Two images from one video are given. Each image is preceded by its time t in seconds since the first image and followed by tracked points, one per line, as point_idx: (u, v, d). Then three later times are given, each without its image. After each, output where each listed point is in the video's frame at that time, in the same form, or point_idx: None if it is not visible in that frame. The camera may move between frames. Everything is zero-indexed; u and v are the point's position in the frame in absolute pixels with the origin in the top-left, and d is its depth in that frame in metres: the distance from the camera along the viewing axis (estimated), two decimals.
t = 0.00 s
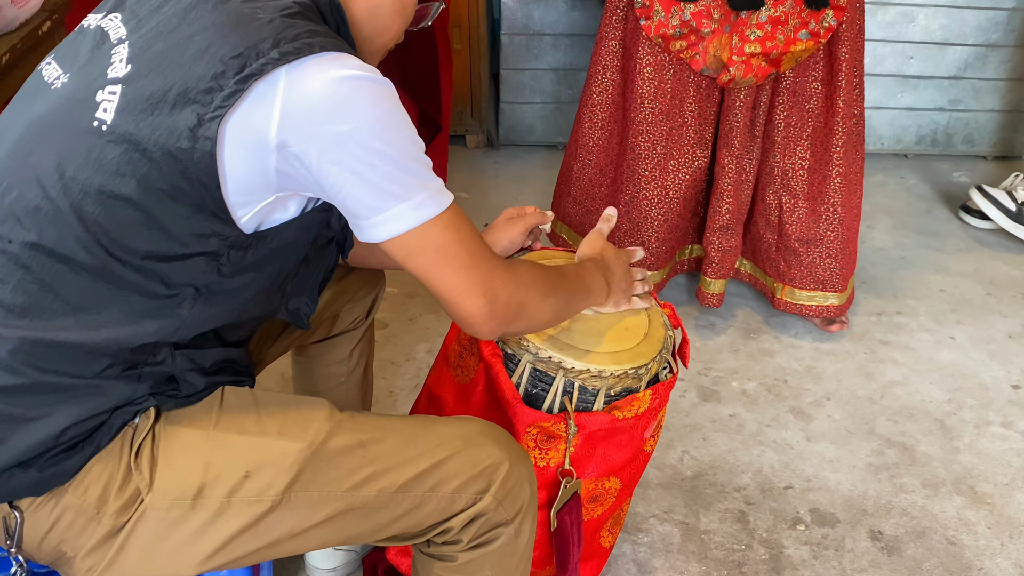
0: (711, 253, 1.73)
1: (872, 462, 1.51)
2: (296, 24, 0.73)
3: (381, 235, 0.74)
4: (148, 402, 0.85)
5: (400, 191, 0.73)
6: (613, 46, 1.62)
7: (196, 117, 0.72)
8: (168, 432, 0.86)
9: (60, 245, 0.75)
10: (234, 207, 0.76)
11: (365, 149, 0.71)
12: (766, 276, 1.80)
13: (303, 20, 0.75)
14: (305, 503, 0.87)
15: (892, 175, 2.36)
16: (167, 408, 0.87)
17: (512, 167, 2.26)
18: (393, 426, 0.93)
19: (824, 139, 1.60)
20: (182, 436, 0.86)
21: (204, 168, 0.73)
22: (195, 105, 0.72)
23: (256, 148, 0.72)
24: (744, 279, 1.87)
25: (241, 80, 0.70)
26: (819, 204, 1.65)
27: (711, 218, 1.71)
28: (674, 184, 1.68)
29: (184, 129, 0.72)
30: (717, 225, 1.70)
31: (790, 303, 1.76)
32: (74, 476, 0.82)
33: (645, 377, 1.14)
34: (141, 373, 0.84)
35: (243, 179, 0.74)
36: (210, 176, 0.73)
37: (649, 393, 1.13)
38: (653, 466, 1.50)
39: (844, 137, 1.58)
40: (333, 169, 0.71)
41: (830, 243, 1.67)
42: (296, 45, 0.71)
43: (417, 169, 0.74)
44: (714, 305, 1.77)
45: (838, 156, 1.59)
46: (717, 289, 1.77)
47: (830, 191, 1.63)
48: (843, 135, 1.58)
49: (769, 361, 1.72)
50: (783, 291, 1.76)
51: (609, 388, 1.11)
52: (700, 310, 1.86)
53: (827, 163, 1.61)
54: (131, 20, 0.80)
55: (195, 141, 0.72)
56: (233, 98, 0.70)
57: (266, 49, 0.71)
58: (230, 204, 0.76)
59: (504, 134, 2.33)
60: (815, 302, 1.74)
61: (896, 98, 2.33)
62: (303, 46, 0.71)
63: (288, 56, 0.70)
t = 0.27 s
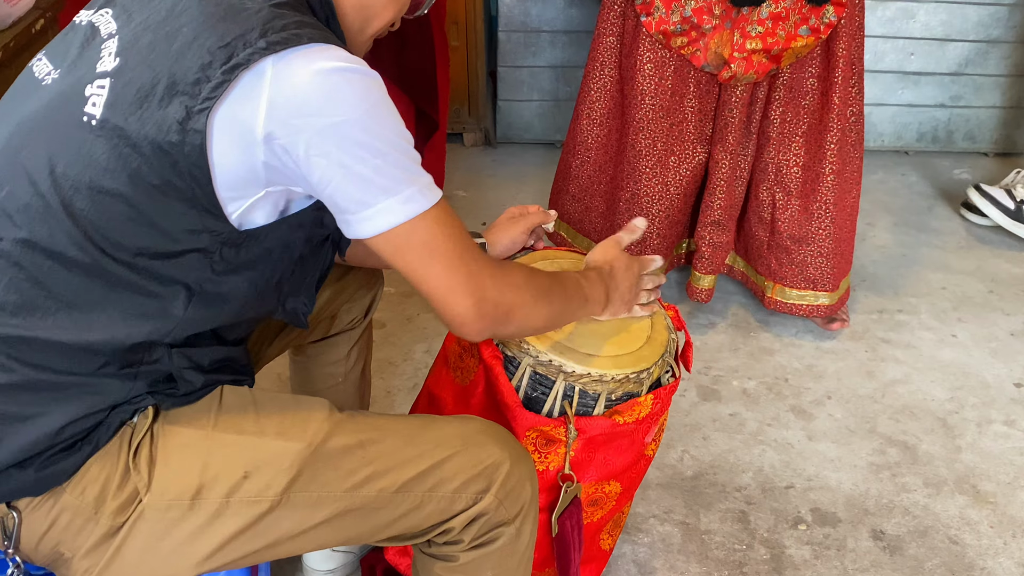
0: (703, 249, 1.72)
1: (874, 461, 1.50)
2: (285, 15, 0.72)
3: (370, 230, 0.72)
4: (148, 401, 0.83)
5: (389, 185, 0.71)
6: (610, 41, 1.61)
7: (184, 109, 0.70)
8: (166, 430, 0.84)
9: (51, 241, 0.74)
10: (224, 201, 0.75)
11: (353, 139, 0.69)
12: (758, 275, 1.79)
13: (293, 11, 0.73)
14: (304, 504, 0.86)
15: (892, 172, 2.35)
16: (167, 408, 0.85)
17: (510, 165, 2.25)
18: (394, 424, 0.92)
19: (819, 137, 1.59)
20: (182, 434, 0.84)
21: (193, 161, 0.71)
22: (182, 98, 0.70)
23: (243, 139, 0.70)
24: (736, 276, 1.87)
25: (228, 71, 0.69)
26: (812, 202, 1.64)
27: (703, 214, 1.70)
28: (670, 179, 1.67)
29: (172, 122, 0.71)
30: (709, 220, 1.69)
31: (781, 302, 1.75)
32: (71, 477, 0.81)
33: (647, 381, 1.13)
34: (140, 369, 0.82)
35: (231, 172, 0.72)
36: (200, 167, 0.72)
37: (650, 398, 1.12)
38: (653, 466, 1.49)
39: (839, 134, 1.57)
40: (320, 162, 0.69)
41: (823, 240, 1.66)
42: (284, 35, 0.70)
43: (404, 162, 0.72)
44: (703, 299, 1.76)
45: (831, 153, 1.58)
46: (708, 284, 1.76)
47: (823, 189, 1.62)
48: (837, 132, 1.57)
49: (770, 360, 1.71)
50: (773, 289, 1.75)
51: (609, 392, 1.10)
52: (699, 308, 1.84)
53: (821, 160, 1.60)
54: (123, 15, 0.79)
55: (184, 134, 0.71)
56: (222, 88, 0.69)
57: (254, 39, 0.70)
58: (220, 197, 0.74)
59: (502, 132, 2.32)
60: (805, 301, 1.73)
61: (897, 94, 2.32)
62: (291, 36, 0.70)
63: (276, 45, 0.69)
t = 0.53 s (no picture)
0: (712, 252, 1.71)
1: (874, 461, 1.49)
2: (247, 25, 0.71)
3: (267, 273, 0.70)
4: (134, 402, 0.84)
5: (302, 231, 0.70)
6: (609, 44, 1.60)
7: (138, 119, 0.70)
8: (154, 432, 0.85)
9: (12, 247, 0.75)
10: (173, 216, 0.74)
11: (278, 171, 0.67)
12: (765, 273, 1.79)
13: (257, 20, 0.72)
14: (295, 507, 0.85)
15: (891, 171, 2.34)
16: (154, 409, 0.86)
17: (506, 166, 2.24)
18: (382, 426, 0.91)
19: (825, 134, 1.59)
20: (172, 436, 0.85)
21: (146, 175, 0.71)
22: (137, 109, 0.70)
23: (181, 140, 0.69)
24: (741, 277, 1.86)
25: (179, 78, 0.68)
26: (820, 200, 1.64)
27: (711, 216, 1.69)
28: (674, 181, 1.66)
29: (126, 134, 0.70)
30: (719, 223, 1.68)
31: (792, 300, 1.75)
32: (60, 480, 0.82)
33: (645, 387, 1.11)
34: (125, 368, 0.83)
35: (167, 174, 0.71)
36: (151, 182, 0.71)
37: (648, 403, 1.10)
38: (652, 467, 1.48)
39: (845, 130, 1.57)
40: (245, 189, 0.68)
41: (831, 238, 1.66)
42: (243, 46, 0.69)
43: (325, 209, 0.70)
44: (715, 303, 1.75)
45: (839, 149, 1.58)
46: (718, 288, 1.75)
47: (831, 185, 1.62)
48: (843, 127, 1.57)
49: (769, 360, 1.70)
50: (784, 286, 1.75)
51: (605, 398, 1.08)
52: (699, 309, 1.84)
53: (828, 157, 1.60)
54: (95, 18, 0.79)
55: (135, 147, 0.70)
56: (171, 97, 0.68)
57: (211, 48, 0.69)
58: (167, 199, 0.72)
59: (499, 133, 2.31)
60: (816, 298, 1.72)
61: (895, 93, 2.32)
62: (250, 49, 0.69)
63: (230, 56, 0.68)
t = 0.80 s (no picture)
0: (714, 255, 1.71)
1: (874, 464, 1.49)
2: (163, 55, 0.68)
3: (221, 315, 0.70)
4: (112, 421, 0.83)
5: (249, 274, 0.68)
6: (607, 48, 1.60)
7: (52, 168, 0.67)
8: (143, 448, 0.84)
9: None
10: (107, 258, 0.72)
11: (210, 223, 0.65)
12: (766, 278, 1.79)
13: (176, 48, 0.69)
14: (294, 520, 0.85)
15: (889, 174, 2.35)
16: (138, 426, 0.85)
17: (503, 171, 2.24)
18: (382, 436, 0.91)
19: (825, 136, 1.60)
20: (162, 449, 0.84)
21: (69, 224, 0.69)
22: (51, 155, 0.67)
23: (105, 190, 0.67)
24: (742, 281, 1.86)
25: (88, 125, 0.65)
26: (820, 202, 1.64)
27: (713, 219, 1.69)
28: (674, 185, 1.66)
29: (42, 183, 0.68)
30: (720, 225, 1.69)
31: (793, 305, 1.75)
32: (43, 504, 0.82)
33: (655, 403, 1.10)
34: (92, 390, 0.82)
35: (98, 221, 0.69)
36: (72, 229, 0.69)
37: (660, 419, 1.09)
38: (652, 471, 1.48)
39: (845, 132, 1.57)
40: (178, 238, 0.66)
41: (832, 240, 1.66)
42: (157, 83, 0.65)
43: (269, 250, 0.68)
44: (717, 308, 1.76)
45: (839, 151, 1.59)
46: (720, 291, 1.75)
47: (831, 187, 1.62)
48: (843, 130, 1.57)
49: (768, 363, 1.70)
50: (784, 292, 1.75)
51: (616, 416, 1.07)
52: (698, 312, 1.83)
53: (828, 158, 1.60)
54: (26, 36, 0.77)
55: (54, 196, 0.68)
56: (80, 147, 0.66)
57: (121, 87, 0.65)
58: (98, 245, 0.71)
59: (496, 138, 2.31)
60: (818, 301, 1.73)
61: (892, 96, 2.32)
62: (164, 86, 0.65)
63: (143, 98, 0.64)
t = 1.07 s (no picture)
0: (713, 259, 1.71)
1: (876, 468, 1.49)
2: (75, 121, 0.63)
3: (186, 365, 0.69)
4: (84, 441, 0.83)
5: (207, 329, 0.67)
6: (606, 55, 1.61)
7: None
8: (124, 462, 0.83)
9: None
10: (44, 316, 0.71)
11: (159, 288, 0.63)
12: (765, 278, 1.78)
13: (89, 110, 0.64)
14: (282, 530, 0.84)
15: (888, 178, 2.35)
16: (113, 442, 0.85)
17: (502, 178, 2.24)
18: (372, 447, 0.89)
19: (824, 139, 1.60)
20: (143, 464, 0.83)
21: None
22: None
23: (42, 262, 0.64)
24: (741, 284, 1.86)
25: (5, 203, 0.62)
26: (819, 204, 1.64)
27: (712, 223, 1.69)
28: (674, 190, 1.66)
29: None
30: (719, 229, 1.68)
31: (793, 306, 1.75)
32: (22, 528, 0.80)
33: (663, 415, 1.10)
34: (57, 418, 0.81)
35: (37, 281, 0.67)
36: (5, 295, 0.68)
37: (667, 432, 1.09)
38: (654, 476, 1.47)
39: (845, 135, 1.57)
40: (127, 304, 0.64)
41: (832, 243, 1.66)
42: (74, 156, 0.61)
43: (225, 302, 0.67)
44: (716, 310, 1.75)
45: (838, 154, 1.58)
46: (718, 294, 1.75)
47: (830, 191, 1.62)
48: (843, 133, 1.57)
49: (769, 368, 1.69)
50: (784, 293, 1.75)
51: (627, 431, 1.07)
52: (698, 318, 1.83)
53: (827, 162, 1.60)
54: None
55: None
56: None
57: (35, 161, 0.61)
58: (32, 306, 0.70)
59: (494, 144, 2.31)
60: (817, 303, 1.72)
61: (890, 100, 2.33)
62: (83, 159, 0.61)
63: (60, 175, 0.61)
